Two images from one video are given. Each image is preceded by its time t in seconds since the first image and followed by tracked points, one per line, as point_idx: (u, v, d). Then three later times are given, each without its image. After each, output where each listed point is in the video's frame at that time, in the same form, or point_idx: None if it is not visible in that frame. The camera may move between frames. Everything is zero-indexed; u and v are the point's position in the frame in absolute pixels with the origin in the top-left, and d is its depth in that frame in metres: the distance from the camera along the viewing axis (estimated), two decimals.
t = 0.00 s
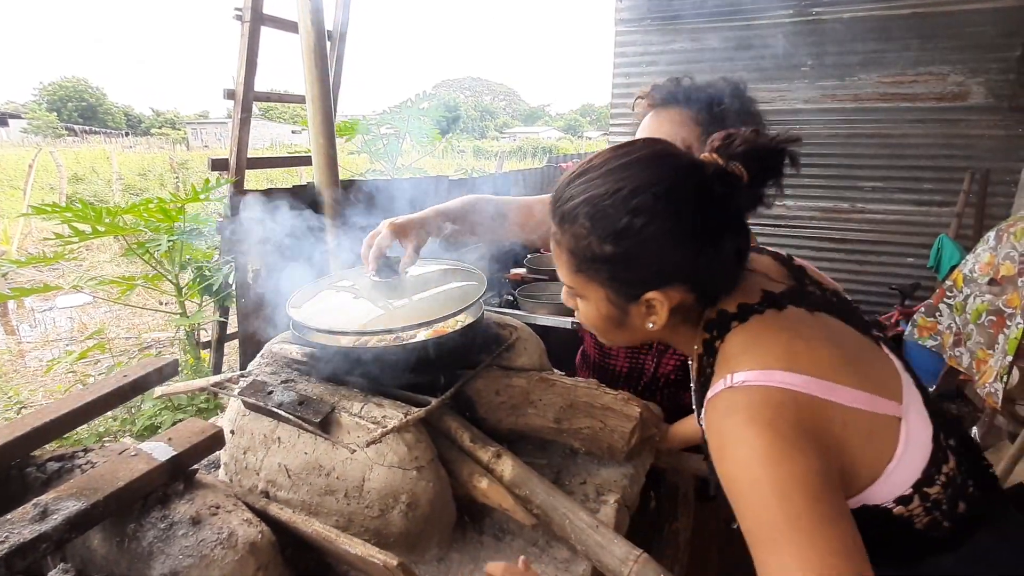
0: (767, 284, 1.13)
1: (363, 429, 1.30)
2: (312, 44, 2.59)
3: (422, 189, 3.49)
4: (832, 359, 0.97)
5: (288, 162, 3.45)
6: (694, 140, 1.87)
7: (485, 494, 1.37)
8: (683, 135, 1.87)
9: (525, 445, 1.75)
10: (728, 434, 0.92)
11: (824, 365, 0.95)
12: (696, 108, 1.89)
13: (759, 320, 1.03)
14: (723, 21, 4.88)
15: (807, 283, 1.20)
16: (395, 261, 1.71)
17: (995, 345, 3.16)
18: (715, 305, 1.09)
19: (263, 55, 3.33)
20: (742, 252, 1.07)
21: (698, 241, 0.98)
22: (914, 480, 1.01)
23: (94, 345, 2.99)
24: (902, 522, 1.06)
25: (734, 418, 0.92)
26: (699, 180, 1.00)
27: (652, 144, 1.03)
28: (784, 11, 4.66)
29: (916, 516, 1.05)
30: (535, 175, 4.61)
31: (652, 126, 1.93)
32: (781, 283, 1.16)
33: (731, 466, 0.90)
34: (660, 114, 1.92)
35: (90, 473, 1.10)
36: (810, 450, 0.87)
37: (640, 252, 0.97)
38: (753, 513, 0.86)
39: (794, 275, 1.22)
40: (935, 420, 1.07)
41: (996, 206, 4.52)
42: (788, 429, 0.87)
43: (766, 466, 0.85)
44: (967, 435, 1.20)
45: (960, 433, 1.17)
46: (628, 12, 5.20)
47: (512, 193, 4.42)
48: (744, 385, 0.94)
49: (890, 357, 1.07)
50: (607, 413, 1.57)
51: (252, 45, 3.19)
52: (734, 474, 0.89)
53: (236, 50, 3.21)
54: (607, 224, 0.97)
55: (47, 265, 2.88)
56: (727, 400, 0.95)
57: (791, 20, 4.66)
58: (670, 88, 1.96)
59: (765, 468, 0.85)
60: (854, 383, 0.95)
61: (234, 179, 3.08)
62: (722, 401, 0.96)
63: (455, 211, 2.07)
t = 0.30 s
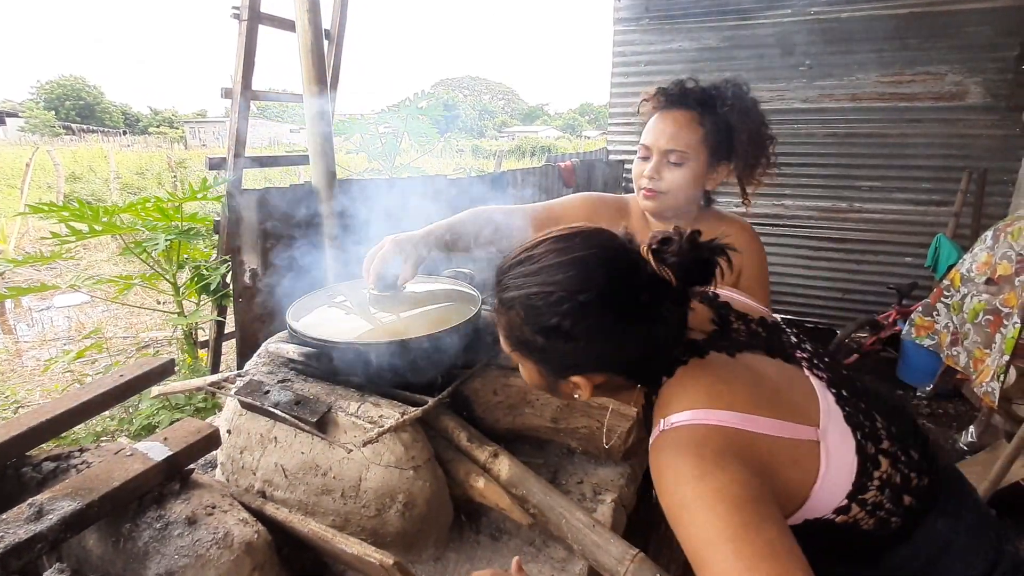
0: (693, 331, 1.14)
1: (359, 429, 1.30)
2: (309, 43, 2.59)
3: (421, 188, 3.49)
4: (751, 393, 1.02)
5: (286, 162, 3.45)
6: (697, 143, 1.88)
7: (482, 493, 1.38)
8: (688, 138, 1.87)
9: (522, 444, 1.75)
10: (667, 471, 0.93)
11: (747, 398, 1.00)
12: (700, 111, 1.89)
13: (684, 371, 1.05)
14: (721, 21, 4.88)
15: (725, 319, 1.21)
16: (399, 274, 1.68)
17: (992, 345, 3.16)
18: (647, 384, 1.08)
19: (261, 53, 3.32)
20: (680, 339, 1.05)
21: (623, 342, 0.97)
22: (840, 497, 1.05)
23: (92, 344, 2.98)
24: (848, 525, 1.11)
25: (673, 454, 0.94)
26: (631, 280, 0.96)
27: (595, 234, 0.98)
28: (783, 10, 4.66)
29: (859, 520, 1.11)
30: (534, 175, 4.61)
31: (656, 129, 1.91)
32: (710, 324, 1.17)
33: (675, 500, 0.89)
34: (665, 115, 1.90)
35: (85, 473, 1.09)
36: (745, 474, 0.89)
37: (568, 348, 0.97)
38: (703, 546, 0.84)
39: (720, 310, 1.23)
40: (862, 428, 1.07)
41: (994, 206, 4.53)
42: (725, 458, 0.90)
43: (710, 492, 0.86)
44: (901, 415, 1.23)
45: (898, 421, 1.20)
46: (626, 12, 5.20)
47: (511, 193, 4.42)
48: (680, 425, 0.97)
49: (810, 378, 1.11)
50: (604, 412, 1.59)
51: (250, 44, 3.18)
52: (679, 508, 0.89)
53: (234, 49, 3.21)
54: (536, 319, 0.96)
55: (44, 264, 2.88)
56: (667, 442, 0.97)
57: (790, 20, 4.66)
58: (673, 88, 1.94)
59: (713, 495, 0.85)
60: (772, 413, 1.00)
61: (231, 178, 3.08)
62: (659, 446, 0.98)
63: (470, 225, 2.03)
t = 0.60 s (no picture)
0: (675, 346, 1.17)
1: (357, 430, 1.30)
2: (307, 43, 2.58)
3: (419, 188, 3.49)
4: (731, 400, 1.04)
5: (284, 162, 3.44)
6: (696, 142, 1.88)
7: (479, 494, 1.39)
8: (687, 138, 1.87)
9: (519, 446, 1.75)
10: (654, 477, 0.94)
11: (727, 405, 1.02)
12: (699, 110, 1.89)
13: (664, 383, 1.06)
14: (719, 21, 4.89)
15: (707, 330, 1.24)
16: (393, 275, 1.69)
17: (989, 345, 3.17)
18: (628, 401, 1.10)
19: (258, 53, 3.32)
20: (661, 360, 1.07)
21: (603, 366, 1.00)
22: (820, 500, 1.06)
23: (89, 344, 2.98)
24: (827, 526, 1.12)
25: (659, 459, 0.95)
26: (610, 307, 0.99)
27: (577, 261, 1.00)
28: (780, 11, 4.67)
29: (838, 520, 1.11)
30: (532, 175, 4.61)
31: (655, 128, 1.92)
32: (693, 338, 1.19)
33: (663, 504, 0.90)
34: (665, 115, 1.90)
35: (81, 474, 1.09)
36: (730, 474, 0.90)
37: (550, 372, 0.99)
38: (692, 546, 0.84)
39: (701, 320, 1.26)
40: (837, 431, 1.09)
41: (991, 206, 4.55)
42: (710, 459, 0.91)
43: (696, 491, 0.86)
44: (876, 419, 1.25)
45: (872, 423, 1.22)
46: (624, 12, 5.21)
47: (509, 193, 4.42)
48: (665, 433, 0.98)
49: (786, 384, 1.13)
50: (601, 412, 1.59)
51: (247, 44, 3.17)
52: (667, 512, 0.89)
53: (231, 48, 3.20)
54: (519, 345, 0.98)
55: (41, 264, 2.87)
56: (652, 450, 0.98)
57: (787, 20, 4.67)
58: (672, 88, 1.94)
59: (699, 493, 0.86)
60: (752, 417, 1.02)
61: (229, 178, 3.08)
62: (645, 456, 0.99)
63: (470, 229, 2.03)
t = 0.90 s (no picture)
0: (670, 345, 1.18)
1: (355, 430, 1.30)
2: (305, 42, 2.57)
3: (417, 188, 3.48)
4: (727, 398, 1.04)
5: (282, 161, 3.43)
6: (692, 142, 1.88)
7: (479, 494, 1.39)
8: (684, 138, 1.87)
9: (517, 446, 1.75)
10: (654, 474, 0.93)
11: (725, 402, 1.02)
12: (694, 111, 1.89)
13: (663, 380, 1.06)
14: (717, 22, 4.89)
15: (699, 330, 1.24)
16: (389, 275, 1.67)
17: (986, 345, 3.18)
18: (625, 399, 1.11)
19: (255, 53, 3.30)
20: (655, 359, 1.07)
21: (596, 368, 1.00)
22: (818, 498, 1.05)
23: (86, 345, 2.96)
24: (824, 525, 1.12)
25: (658, 457, 0.94)
26: (601, 309, 0.99)
27: (568, 264, 1.01)
28: (778, 11, 4.67)
29: (835, 518, 1.11)
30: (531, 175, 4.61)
31: (650, 129, 1.92)
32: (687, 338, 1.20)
33: (663, 502, 0.89)
34: (662, 115, 1.90)
35: (78, 476, 1.08)
36: (729, 472, 0.90)
37: (543, 375, 1.00)
38: (692, 543, 0.83)
39: (698, 319, 1.26)
40: (836, 431, 1.09)
41: (988, 206, 4.56)
42: (709, 456, 0.91)
43: (696, 488, 0.86)
44: (872, 418, 1.25)
45: (869, 422, 1.22)
46: (623, 12, 5.21)
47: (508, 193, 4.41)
48: (663, 431, 0.98)
49: (784, 384, 1.13)
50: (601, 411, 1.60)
51: (245, 43, 3.16)
52: (667, 510, 0.88)
53: (229, 48, 3.19)
54: (513, 349, 0.99)
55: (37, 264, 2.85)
56: (652, 448, 0.98)
57: (785, 21, 4.67)
58: (667, 89, 1.94)
59: (699, 491, 0.85)
60: (749, 414, 1.01)
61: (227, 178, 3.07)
62: (645, 454, 0.99)
63: (466, 232, 2.02)
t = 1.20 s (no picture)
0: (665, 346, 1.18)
1: (351, 430, 1.30)
2: (300, 41, 2.56)
3: (414, 187, 3.47)
4: (721, 398, 1.04)
5: (278, 161, 3.43)
6: (690, 143, 1.88)
7: (477, 494, 1.40)
8: (681, 138, 1.87)
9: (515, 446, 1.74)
10: (651, 477, 0.93)
11: (718, 403, 1.02)
12: (692, 111, 1.89)
13: (657, 382, 1.07)
14: (714, 22, 4.90)
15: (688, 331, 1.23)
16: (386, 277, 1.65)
17: (981, 344, 3.19)
18: (620, 400, 1.10)
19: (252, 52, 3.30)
20: (649, 360, 1.07)
21: (588, 368, 1.00)
22: (814, 498, 1.06)
23: (81, 345, 2.95)
24: (821, 525, 1.12)
25: (655, 459, 0.94)
26: (592, 308, 0.98)
27: (558, 265, 1.01)
28: (774, 11, 4.68)
29: (831, 518, 1.11)
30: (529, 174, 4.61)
31: (649, 130, 1.92)
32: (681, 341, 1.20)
33: (660, 504, 0.89)
34: (659, 115, 1.90)
35: (72, 476, 1.08)
36: (725, 473, 0.90)
37: (536, 377, 1.00)
38: (690, 546, 0.83)
39: (693, 319, 1.26)
40: (831, 430, 1.09)
41: (983, 206, 4.58)
42: (704, 457, 0.91)
43: (692, 491, 0.86)
44: (866, 420, 1.26)
45: (863, 423, 1.22)
46: (620, 12, 5.22)
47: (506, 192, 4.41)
48: (658, 433, 0.98)
49: (779, 384, 1.13)
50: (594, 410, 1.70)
51: (241, 42, 3.16)
52: (665, 513, 0.88)
53: (225, 47, 3.18)
54: (505, 351, 0.98)
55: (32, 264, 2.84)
56: (648, 451, 0.98)
57: (782, 21, 4.69)
58: (666, 89, 1.95)
59: (696, 494, 0.85)
60: (743, 414, 1.02)
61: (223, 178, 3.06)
62: (640, 456, 0.99)
63: (464, 230, 2.01)
